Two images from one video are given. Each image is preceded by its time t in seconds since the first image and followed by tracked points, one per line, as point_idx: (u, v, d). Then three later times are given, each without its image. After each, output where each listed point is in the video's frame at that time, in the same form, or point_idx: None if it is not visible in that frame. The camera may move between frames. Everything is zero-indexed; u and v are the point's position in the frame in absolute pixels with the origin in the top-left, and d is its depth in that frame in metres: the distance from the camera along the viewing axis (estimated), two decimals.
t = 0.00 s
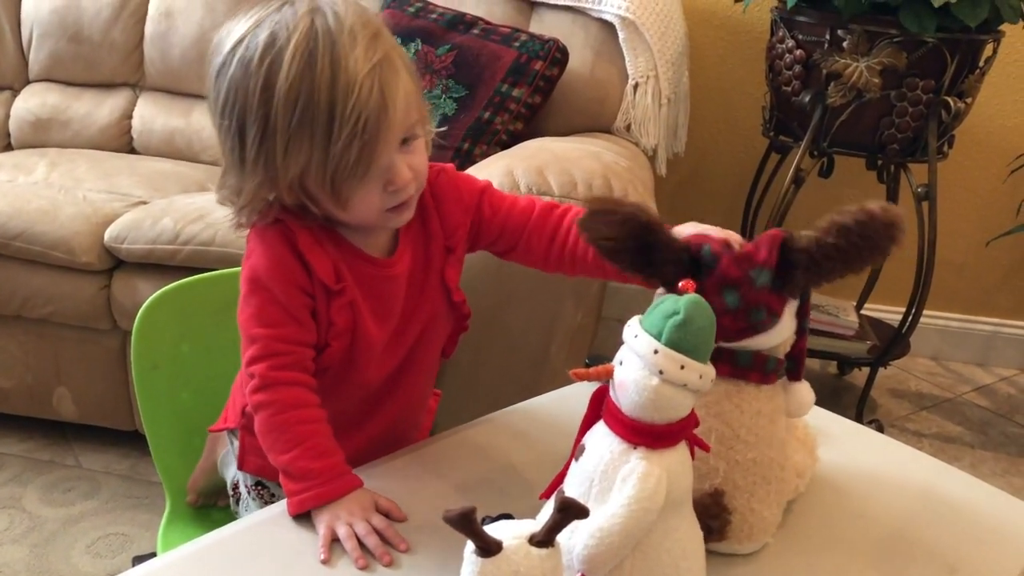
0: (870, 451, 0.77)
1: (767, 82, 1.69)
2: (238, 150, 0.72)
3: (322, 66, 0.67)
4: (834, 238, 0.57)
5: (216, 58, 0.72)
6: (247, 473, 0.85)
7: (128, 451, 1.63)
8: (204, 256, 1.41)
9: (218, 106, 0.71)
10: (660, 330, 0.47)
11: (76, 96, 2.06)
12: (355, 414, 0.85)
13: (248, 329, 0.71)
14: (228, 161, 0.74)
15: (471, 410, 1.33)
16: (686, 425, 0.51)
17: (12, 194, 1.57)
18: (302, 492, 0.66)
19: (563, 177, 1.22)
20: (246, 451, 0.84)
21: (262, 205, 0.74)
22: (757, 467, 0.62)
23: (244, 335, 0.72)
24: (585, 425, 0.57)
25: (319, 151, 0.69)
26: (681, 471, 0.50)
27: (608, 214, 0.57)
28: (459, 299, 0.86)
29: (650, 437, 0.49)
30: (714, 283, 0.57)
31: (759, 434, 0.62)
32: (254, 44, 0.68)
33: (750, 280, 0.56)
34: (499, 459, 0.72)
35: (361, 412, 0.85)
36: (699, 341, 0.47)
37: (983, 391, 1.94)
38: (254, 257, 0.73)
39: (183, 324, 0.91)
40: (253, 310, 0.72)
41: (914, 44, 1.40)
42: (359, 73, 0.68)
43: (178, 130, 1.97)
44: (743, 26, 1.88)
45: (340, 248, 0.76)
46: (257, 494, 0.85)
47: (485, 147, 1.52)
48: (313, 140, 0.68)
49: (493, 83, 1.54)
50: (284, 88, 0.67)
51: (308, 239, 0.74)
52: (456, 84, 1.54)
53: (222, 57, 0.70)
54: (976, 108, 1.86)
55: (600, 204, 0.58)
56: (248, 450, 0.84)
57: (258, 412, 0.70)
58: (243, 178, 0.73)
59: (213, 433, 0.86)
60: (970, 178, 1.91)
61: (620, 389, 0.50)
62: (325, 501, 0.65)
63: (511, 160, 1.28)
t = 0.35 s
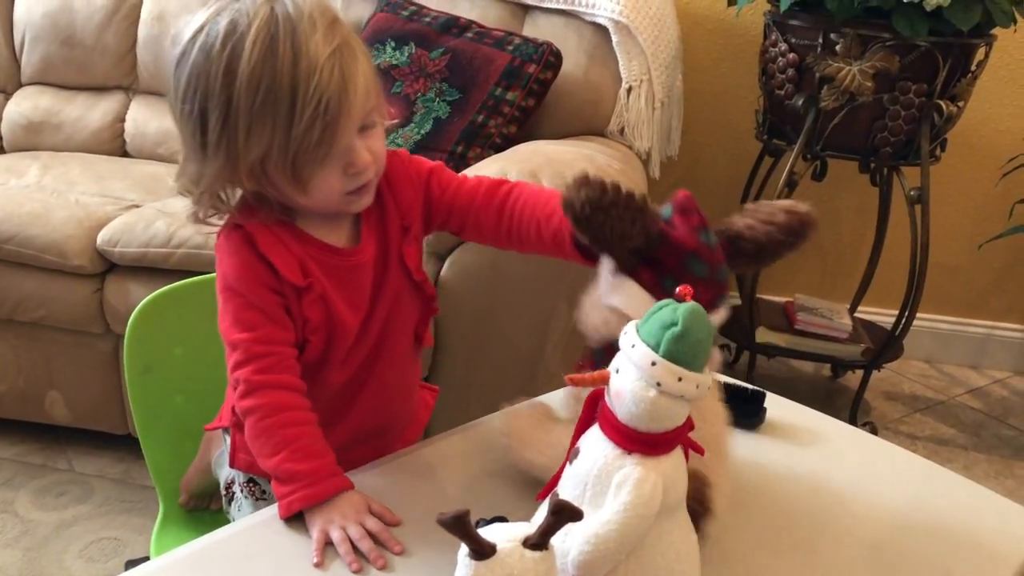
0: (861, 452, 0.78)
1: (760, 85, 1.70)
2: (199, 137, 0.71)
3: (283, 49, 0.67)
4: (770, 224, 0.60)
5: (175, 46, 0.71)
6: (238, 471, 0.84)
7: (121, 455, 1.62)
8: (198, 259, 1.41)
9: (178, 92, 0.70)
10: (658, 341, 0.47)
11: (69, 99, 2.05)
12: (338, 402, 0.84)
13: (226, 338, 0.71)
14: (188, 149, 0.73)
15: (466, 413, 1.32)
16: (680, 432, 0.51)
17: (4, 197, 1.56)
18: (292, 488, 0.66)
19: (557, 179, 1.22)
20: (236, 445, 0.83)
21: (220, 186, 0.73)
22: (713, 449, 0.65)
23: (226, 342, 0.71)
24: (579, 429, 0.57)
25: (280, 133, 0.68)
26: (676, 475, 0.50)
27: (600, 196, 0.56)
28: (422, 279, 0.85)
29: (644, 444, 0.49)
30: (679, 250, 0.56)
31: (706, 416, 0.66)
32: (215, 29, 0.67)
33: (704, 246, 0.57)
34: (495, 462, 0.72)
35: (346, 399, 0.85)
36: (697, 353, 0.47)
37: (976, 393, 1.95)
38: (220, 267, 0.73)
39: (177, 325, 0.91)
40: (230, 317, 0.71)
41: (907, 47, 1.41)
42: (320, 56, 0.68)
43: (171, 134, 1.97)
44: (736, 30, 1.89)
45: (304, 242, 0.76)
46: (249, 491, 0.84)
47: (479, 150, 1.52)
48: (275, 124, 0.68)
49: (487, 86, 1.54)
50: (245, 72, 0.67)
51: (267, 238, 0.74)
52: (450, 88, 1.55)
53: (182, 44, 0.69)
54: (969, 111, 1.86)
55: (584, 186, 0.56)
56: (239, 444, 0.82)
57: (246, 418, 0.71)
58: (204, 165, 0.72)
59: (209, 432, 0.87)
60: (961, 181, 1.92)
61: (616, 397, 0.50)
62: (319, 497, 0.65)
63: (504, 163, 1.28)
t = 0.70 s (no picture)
0: (857, 455, 0.78)
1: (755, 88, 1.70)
2: (164, 125, 0.71)
3: (252, 48, 0.66)
4: (657, 255, 0.57)
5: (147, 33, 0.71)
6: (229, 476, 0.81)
7: (114, 457, 1.62)
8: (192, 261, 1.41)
9: (148, 80, 0.70)
10: (653, 343, 0.47)
11: (63, 100, 2.05)
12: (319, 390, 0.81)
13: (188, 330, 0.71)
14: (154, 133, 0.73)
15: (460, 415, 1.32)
16: (675, 433, 0.51)
17: None
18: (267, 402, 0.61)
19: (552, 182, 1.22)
20: (226, 450, 0.80)
21: (185, 173, 0.73)
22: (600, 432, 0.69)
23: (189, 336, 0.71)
24: (574, 432, 0.57)
25: (243, 130, 0.68)
26: (671, 477, 0.50)
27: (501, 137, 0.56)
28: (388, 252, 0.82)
29: (639, 446, 0.49)
30: (544, 210, 0.56)
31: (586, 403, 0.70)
32: (189, 23, 0.67)
33: (566, 226, 0.56)
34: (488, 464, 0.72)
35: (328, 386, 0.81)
36: (692, 356, 0.47)
37: (970, 397, 1.95)
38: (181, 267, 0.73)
39: (168, 332, 0.91)
40: (190, 310, 0.71)
41: (901, 51, 1.41)
42: (288, 58, 0.67)
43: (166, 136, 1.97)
44: (730, 34, 1.89)
45: (260, 230, 0.76)
46: (239, 499, 0.84)
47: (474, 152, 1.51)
48: (239, 122, 0.68)
49: (482, 89, 1.54)
50: (213, 68, 0.66)
51: (222, 227, 0.73)
52: (445, 90, 1.54)
53: (154, 33, 0.69)
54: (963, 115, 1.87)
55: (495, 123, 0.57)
56: (229, 448, 0.80)
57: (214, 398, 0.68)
58: (167, 150, 0.72)
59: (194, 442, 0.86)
60: (955, 185, 1.93)
61: (611, 400, 0.50)
62: (287, 400, 0.60)
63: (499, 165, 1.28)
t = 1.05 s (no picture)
0: (855, 459, 0.78)
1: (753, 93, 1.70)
2: (154, 124, 0.71)
3: (252, 65, 0.67)
4: (631, 294, 0.62)
5: (147, 33, 0.71)
6: (211, 484, 0.83)
7: (111, 460, 1.62)
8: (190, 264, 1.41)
9: (143, 79, 0.70)
10: (652, 352, 0.47)
11: (61, 103, 2.05)
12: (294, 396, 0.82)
13: (177, 312, 0.69)
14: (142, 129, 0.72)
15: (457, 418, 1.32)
16: (675, 439, 0.51)
17: None
18: (297, 348, 0.64)
19: (550, 186, 1.22)
20: (208, 457, 0.82)
21: (172, 171, 0.72)
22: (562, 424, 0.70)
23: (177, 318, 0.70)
24: (573, 434, 0.57)
25: (235, 142, 0.69)
26: (670, 482, 0.50)
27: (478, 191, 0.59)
28: (366, 263, 0.84)
29: (638, 452, 0.50)
30: (520, 258, 0.59)
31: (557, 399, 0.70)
32: (193, 29, 0.67)
33: (544, 267, 0.59)
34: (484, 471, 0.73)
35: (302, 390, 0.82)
36: (691, 363, 0.47)
37: (967, 401, 1.96)
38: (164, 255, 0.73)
39: (166, 335, 0.91)
40: (178, 293, 0.70)
41: (899, 56, 1.42)
42: (286, 79, 0.68)
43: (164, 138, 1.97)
44: (729, 38, 1.90)
45: (242, 224, 0.76)
46: (231, 508, 0.84)
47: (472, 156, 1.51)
48: (231, 132, 0.68)
49: (480, 93, 1.54)
50: (212, 77, 0.67)
51: (207, 216, 0.74)
52: (443, 94, 1.55)
53: (154, 33, 0.69)
54: (961, 120, 1.87)
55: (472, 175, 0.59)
56: (211, 456, 0.82)
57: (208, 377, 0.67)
58: (154, 148, 0.71)
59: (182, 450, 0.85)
60: (952, 190, 1.93)
61: (610, 406, 0.50)
62: (318, 335, 0.64)
63: (498, 170, 1.28)
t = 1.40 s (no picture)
0: (859, 462, 0.78)
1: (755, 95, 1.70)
2: (169, 122, 0.71)
3: (265, 64, 0.67)
4: (609, 302, 0.56)
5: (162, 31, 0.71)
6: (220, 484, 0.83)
7: (113, 461, 1.61)
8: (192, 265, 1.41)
9: (158, 76, 0.70)
10: (657, 357, 0.47)
11: (63, 104, 2.05)
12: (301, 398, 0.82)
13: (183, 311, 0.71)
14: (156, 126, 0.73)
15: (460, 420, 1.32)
16: (678, 445, 0.51)
17: None
18: (321, 354, 0.69)
19: (552, 188, 1.22)
20: (217, 456, 0.82)
21: (186, 170, 0.72)
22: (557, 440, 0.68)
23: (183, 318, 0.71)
24: (578, 436, 0.57)
25: (248, 139, 0.69)
26: (673, 486, 0.50)
27: (433, 196, 0.54)
28: (383, 266, 0.84)
29: (641, 457, 0.49)
30: (480, 257, 0.57)
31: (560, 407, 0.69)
32: (207, 26, 0.67)
33: (509, 268, 0.57)
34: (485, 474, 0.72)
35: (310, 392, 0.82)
36: (695, 369, 0.46)
37: (969, 404, 1.95)
38: (173, 253, 0.73)
39: (169, 335, 0.91)
40: (185, 293, 0.71)
41: (902, 58, 1.41)
42: (299, 79, 0.68)
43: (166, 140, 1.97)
44: (731, 40, 1.90)
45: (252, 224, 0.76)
46: (237, 508, 0.84)
47: (474, 158, 1.52)
48: (243, 130, 0.69)
49: (483, 95, 1.54)
50: (225, 75, 0.67)
51: (217, 216, 0.74)
52: (446, 96, 1.54)
53: (169, 32, 0.69)
54: (964, 122, 1.87)
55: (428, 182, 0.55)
56: (219, 455, 0.82)
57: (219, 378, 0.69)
58: (169, 146, 0.72)
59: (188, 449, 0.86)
60: (955, 193, 1.93)
61: (614, 411, 0.50)
62: (341, 343, 0.69)
63: (500, 171, 1.28)
